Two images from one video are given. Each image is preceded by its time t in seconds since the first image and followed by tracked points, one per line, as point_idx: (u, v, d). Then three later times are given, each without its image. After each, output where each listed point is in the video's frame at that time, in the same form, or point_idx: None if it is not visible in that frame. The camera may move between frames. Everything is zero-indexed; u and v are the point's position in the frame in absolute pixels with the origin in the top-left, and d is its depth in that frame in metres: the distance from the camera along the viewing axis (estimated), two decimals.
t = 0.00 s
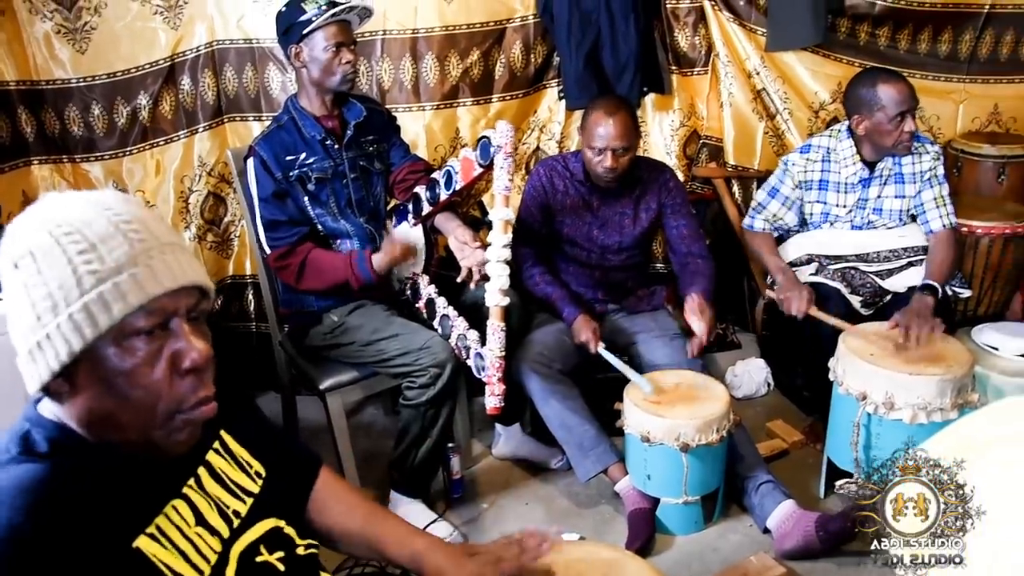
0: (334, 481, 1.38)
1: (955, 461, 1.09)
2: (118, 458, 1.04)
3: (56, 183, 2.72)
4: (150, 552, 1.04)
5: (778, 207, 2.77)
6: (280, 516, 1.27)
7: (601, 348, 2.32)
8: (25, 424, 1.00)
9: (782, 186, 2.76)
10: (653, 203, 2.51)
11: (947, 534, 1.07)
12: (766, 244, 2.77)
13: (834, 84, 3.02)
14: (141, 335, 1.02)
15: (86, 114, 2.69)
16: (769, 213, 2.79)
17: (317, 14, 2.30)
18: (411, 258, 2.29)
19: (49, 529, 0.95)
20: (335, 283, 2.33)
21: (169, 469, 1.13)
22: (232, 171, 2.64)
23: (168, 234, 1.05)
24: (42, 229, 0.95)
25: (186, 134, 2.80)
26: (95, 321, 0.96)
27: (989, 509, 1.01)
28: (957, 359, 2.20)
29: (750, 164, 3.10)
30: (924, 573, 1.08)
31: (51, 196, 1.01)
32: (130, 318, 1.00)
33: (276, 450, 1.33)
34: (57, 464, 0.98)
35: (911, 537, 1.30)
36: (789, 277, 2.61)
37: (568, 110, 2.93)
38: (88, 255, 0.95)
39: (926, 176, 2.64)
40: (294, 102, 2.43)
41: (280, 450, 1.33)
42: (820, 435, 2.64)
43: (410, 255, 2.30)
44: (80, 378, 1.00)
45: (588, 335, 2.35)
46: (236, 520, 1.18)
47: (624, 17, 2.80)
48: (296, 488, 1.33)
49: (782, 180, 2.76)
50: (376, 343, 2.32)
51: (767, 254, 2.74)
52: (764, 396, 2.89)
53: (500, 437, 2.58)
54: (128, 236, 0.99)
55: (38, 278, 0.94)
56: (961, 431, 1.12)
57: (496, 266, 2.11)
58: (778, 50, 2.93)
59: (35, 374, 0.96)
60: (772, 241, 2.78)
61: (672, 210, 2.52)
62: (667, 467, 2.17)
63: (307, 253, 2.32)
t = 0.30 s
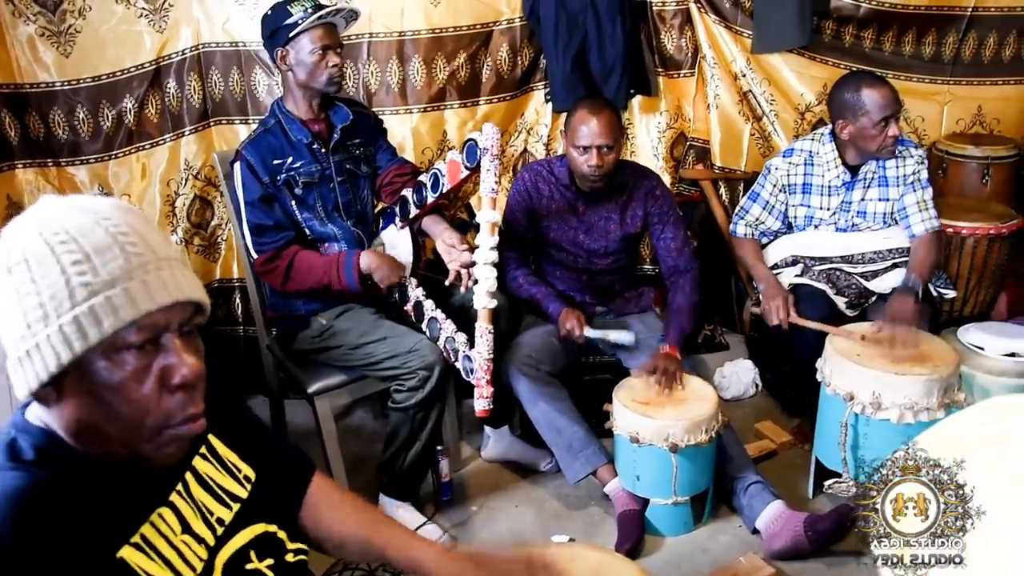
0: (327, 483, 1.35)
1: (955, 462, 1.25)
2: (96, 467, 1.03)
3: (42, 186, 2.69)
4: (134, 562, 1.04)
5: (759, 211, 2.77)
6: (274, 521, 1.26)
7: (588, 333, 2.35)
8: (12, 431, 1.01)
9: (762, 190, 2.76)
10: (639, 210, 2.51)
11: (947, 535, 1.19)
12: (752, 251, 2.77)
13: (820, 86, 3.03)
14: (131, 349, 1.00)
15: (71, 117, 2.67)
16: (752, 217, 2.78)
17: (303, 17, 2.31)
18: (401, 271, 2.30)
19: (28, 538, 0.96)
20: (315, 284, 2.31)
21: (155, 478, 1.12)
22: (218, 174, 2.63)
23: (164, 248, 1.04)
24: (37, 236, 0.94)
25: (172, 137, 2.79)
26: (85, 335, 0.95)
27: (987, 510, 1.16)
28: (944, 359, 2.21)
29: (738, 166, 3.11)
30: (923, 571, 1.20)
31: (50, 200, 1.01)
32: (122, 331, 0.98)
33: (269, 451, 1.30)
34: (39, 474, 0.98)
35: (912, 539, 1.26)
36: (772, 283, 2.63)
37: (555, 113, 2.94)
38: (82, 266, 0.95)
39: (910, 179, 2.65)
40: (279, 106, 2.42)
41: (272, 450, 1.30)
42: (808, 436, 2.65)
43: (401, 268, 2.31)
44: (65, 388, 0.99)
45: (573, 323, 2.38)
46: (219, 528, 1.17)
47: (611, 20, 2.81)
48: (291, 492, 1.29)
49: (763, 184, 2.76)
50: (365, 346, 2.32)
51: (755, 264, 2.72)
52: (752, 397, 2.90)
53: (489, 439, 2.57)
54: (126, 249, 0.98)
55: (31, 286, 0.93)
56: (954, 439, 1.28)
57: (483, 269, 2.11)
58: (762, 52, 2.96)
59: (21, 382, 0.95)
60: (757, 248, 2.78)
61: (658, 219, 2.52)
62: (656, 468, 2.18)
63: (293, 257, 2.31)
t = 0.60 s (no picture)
0: (314, 487, 1.35)
1: (954, 462, 1.29)
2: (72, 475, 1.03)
3: (29, 188, 2.68)
4: (115, 565, 1.04)
5: (756, 213, 2.76)
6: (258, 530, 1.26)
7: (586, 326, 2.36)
8: None
9: (757, 192, 2.75)
10: (629, 205, 2.51)
11: (947, 535, 1.23)
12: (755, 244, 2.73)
13: (809, 85, 3.05)
14: (111, 364, 0.99)
15: (59, 118, 2.65)
16: (751, 218, 2.76)
17: (292, 17, 2.31)
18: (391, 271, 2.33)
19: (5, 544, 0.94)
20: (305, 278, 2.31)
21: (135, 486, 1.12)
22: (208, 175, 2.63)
23: (150, 260, 1.02)
24: (19, 241, 0.92)
25: (161, 138, 2.78)
26: (65, 350, 0.93)
27: (986, 510, 1.21)
28: (933, 357, 2.22)
29: (728, 164, 3.12)
30: (923, 570, 1.23)
31: (35, 202, 0.98)
32: (104, 347, 0.97)
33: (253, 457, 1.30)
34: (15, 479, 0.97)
35: (913, 540, 1.28)
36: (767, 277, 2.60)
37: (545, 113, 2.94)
38: (64, 278, 0.92)
39: (896, 176, 2.67)
40: (270, 107, 2.41)
41: (257, 453, 1.30)
42: (798, 434, 2.66)
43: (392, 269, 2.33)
44: (45, 400, 0.98)
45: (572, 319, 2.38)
46: (208, 533, 1.17)
47: (601, 20, 2.81)
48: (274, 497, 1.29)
49: (756, 185, 2.75)
50: (355, 347, 2.31)
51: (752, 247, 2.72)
52: (743, 396, 2.90)
53: (479, 440, 2.56)
54: (110, 262, 0.96)
55: (8, 295, 0.90)
56: (948, 436, 1.33)
57: (475, 269, 2.10)
58: (751, 52, 2.97)
59: None
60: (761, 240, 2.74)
61: (648, 212, 2.52)
62: (647, 468, 2.18)
63: (284, 256, 2.31)
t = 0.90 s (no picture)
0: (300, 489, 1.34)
1: (954, 462, 1.31)
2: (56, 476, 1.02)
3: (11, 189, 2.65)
4: (101, 566, 1.03)
5: (735, 207, 2.79)
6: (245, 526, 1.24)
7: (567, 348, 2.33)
8: None
9: (739, 185, 2.78)
10: (616, 205, 2.53)
11: (948, 535, 1.24)
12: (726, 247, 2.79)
13: (796, 85, 3.07)
14: (95, 361, 0.98)
15: (43, 119, 2.62)
16: (727, 213, 2.79)
17: (278, 18, 2.30)
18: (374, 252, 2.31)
19: None
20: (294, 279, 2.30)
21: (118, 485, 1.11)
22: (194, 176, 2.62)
23: (127, 255, 1.01)
24: None
25: (146, 139, 2.77)
26: (48, 348, 0.92)
27: (987, 510, 1.23)
28: (918, 355, 2.23)
29: (714, 164, 3.14)
30: (923, 571, 1.23)
31: None
32: (86, 343, 0.96)
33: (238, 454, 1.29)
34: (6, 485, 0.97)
35: (912, 540, 1.28)
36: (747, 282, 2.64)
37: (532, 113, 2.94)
38: (42, 277, 0.91)
39: (886, 175, 2.69)
40: (255, 107, 2.40)
41: (244, 450, 1.30)
42: (785, 433, 2.67)
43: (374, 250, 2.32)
44: (29, 403, 0.97)
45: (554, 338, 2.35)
46: (190, 532, 1.16)
47: (587, 20, 2.81)
48: (263, 493, 1.28)
49: (739, 179, 2.78)
50: (341, 348, 2.31)
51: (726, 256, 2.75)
52: (731, 394, 2.91)
53: (467, 440, 2.56)
54: (86, 257, 0.95)
55: None
56: (947, 437, 1.35)
57: (459, 269, 2.10)
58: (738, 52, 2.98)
59: None
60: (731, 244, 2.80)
61: (633, 213, 2.54)
62: (635, 467, 2.18)
63: (267, 257, 2.30)
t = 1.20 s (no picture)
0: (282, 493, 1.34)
1: (954, 462, 1.29)
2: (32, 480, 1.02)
3: None
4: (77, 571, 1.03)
5: (724, 201, 2.80)
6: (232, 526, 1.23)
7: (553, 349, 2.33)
8: None
9: (728, 181, 2.79)
10: (604, 210, 2.53)
11: (947, 535, 1.22)
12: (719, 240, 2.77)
13: (780, 85, 3.08)
14: (63, 371, 0.97)
15: (25, 121, 2.55)
16: (717, 207, 2.81)
17: (264, 18, 2.30)
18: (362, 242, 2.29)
19: None
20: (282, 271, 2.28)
21: (98, 490, 1.10)
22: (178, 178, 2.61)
23: (97, 261, 0.98)
24: None
25: (130, 141, 2.75)
26: (11, 359, 0.91)
27: (987, 510, 1.21)
28: (903, 353, 2.24)
29: (700, 164, 3.14)
30: (923, 571, 1.20)
31: None
32: (53, 354, 0.95)
33: (226, 452, 1.26)
34: None
35: (912, 540, 1.25)
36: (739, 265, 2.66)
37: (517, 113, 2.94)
38: (7, 287, 0.89)
39: (872, 179, 2.68)
40: (240, 108, 2.39)
41: (232, 445, 1.27)
42: (772, 431, 2.68)
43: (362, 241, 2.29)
44: None
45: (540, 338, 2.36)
46: (171, 534, 1.15)
47: (572, 20, 2.82)
48: (249, 493, 1.27)
49: (728, 175, 2.79)
50: (328, 349, 2.30)
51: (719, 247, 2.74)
52: (718, 393, 2.92)
53: (455, 441, 2.56)
54: (53, 266, 0.93)
55: None
56: (947, 438, 1.34)
57: (447, 270, 2.10)
58: (722, 52, 2.99)
59: None
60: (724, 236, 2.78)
61: (622, 221, 2.54)
62: (622, 466, 2.19)
63: (257, 257, 2.29)
